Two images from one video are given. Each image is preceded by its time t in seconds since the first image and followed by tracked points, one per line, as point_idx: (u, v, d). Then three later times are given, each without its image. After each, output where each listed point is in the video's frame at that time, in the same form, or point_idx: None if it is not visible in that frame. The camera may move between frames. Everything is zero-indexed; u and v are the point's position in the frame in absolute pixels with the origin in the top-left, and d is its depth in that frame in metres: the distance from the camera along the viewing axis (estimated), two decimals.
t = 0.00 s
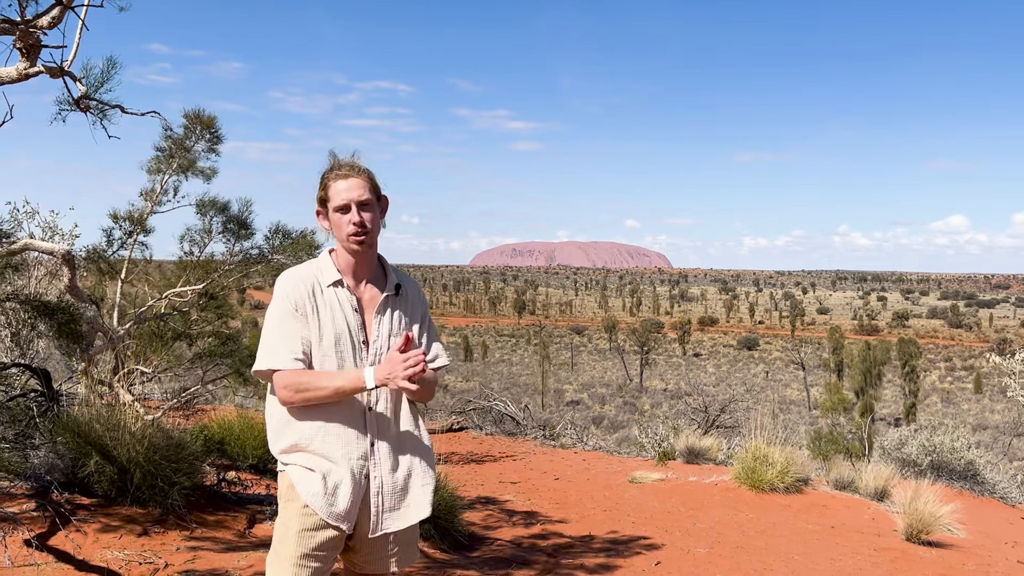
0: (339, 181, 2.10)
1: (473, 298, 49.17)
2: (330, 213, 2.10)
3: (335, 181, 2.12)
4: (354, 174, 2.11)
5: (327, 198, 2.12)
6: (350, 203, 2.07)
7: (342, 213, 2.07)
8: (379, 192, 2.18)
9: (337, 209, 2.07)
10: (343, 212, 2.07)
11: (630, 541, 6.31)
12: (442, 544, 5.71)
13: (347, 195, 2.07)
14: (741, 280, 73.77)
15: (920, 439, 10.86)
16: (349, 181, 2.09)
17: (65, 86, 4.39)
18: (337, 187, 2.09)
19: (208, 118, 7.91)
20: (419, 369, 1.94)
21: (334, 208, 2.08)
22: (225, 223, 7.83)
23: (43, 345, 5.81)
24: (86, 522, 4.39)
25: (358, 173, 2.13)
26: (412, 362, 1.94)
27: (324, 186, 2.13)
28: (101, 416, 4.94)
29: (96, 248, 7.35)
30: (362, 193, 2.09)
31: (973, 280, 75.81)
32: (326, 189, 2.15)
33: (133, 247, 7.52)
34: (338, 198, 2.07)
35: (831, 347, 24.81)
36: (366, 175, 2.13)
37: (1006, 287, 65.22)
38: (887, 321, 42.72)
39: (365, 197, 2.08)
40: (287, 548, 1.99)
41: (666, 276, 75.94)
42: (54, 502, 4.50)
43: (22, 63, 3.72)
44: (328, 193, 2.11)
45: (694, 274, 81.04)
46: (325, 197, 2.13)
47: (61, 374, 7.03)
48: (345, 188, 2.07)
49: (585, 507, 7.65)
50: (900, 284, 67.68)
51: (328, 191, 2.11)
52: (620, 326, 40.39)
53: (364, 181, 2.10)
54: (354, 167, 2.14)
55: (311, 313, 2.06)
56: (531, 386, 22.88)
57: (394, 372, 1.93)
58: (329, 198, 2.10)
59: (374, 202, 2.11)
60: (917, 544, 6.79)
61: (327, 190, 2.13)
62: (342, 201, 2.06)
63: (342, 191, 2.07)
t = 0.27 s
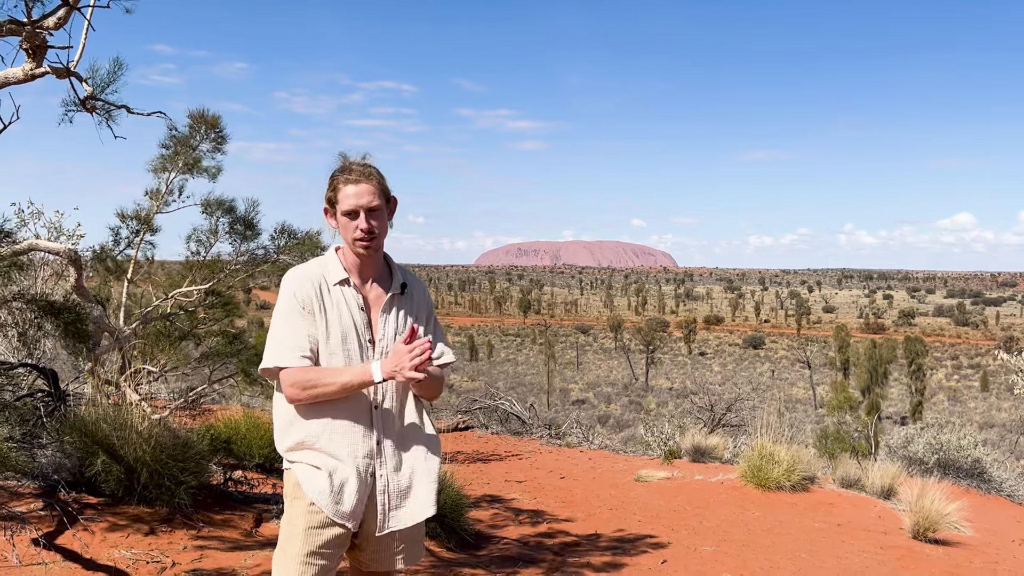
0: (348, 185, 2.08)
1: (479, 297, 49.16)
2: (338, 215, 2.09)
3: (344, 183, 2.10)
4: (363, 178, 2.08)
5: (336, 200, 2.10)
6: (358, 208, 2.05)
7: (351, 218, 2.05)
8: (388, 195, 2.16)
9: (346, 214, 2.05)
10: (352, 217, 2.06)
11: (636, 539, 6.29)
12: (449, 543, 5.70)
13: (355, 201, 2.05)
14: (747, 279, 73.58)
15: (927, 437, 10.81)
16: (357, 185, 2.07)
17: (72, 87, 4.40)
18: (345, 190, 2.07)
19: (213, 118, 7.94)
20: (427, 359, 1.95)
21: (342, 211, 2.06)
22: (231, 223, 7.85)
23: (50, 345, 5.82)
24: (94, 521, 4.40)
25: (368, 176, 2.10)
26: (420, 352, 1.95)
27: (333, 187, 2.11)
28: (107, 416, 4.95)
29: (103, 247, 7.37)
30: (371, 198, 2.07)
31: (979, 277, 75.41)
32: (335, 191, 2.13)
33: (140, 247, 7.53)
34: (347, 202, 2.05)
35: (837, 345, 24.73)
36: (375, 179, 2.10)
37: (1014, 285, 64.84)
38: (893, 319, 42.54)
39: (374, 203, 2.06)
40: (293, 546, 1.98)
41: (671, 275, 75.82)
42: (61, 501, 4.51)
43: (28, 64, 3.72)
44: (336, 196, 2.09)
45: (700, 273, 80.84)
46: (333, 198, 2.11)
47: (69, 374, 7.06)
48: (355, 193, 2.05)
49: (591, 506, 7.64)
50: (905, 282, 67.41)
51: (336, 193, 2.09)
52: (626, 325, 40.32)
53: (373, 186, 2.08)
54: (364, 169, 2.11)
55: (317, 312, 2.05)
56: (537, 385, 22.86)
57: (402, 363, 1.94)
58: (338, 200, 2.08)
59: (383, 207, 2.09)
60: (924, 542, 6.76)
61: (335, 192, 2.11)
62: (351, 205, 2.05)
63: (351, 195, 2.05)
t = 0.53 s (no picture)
0: (360, 185, 2.07)
1: (486, 297, 49.15)
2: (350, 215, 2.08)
3: (356, 184, 2.09)
4: (375, 178, 2.08)
5: (348, 200, 2.09)
6: (370, 207, 2.04)
7: (363, 217, 2.04)
8: (400, 196, 2.15)
9: (358, 214, 2.04)
10: (364, 217, 2.04)
11: (646, 539, 6.26)
12: (458, 543, 5.69)
13: (367, 201, 2.04)
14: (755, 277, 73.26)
15: (937, 436, 10.72)
16: (370, 185, 2.06)
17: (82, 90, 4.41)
18: (358, 190, 2.06)
19: (220, 118, 7.95)
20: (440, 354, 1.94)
21: (354, 211, 2.05)
22: (240, 224, 7.86)
23: (61, 347, 5.85)
24: (105, 522, 4.42)
25: (381, 177, 2.09)
26: (434, 348, 1.94)
27: (345, 188, 2.10)
28: (118, 417, 4.96)
29: (112, 249, 7.40)
30: (383, 199, 2.06)
31: (990, 275, 74.79)
32: (347, 191, 2.12)
33: (149, 248, 7.56)
34: (359, 202, 2.04)
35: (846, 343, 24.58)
36: (387, 179, 2.10)
37: None
38: (902, 317, 42.26)
39: (386, 203, 2.05)
40: (306, 547, 1.97)
41: (679, 274, 75.58)
42: (73, 502, 4.53)
43: (38, 67, 3.73)
44: (348, 196, 2.08)
45: (708, 272, 80.56)
46: (345, 199, 2.10)
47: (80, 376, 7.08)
48: (367, 193, 2.04)
49: (601, 506, 7.61)
50: (915, 280, 66.96)
51: (349, 193, 2.08)
52: (633, 324, 40.20)
53: (385, 187, 2.07)
54: (377, 170, 2.10)
55: (329, 311, 2.04)
56: (545, 385, 22.82)
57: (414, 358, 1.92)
58: (350, 200, 2.07)
59: (395, 207, 2.08)
60: (936, 541, 6.70)
61: (348, 192, 2.10)
62: (363, 205, 2.04)
63: (363, 195, 2.04)
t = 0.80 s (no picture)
0: (373, 182, 2.06)
1: (497, 296, 49.15)
2: (362, 212, 2.06)
3: (369, 181, 2.08)
4: (388, 175, 2.06)
5: (360, 197, 2.07)
6: (383, 204, 2.02)
7: (376, 214, 2.03)
8: (412, 195, 2.13)
9: (372, 210, 2.02)
10: (376, 213, 2.03)
11: (658, 540, 6.22)
12: (470, 543, 5.68)
13: (380, 197, 2.03)
14: (766, 275, 72.83)
15: (951, 435, 10.60)
16: (383, 182, 2.05)
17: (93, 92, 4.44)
18: (371, 187, 2.04)
19: (232, 120, 7.98)
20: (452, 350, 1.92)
21: (367, 208, 2.04)
22: (251, 225, 7.89)
23: (74, 349, 5.88)
24: (119, 522, 4.44)
25: (393, 174, 2.08)
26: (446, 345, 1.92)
27: (358, 185, 2.09)
28: (131, 418, 4.98)
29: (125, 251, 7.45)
30: (396, 196, 2.04)
31: (1004, 272, 73.95)
32: (359, 189, 2.10)
33: (162, 250, 7.60)
34: (372, 199, 2.02)
35: (858, 341, 24.39)
36: (400, 177, 2.08)
37: None
38: (915, 315, 41.87)
39: (399, 200, 2.04)
40: (319, 549, 1.96)
41: (690, 273, 75.26)
42: (87, 503, 4.55)
43: (50, 70, 3.75)
44: (361, 194, 2.06)
45: (719, 270, 80.17)
46: (358, 196, 2.09)
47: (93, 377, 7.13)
48: (380, 189, 2.03)
49: (612, 506, 7.58)
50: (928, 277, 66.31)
51: (361, 191, 2.07)
52: (644, 323, 40.06)
53: (398, 184, 2.06)
54: (389, 167, 2.09)
55: (341, 311, 2.03)
56: (555, 384, 22.78)
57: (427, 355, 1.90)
58: (363, 198, 2.05)
59: (408, 205, 2.07)
60: (950, 541, 6.61)
61: (360, 190, 2.09)
62: (376, 201, 2.02)
63: (376, 192, 2.03)
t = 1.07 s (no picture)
0: (388, 179, 2.05)
1: (508, 296, 49.12)
2: (377, 209, 2.05)
3: (384, 178, 2.07)
4: (403, 172, 2.06)
5: (375, 194, 2.07)
6: (399, 200, 2.02)
7: (391, 210, 2.02)
8: (426, 193, 2.13)
9: (387, 206, 2.01)
10: (392, 209, 2.02)
11: (670, 539, 6.18)
12: (482, 542, 5.67)
13: (396, 193, 2.02)
14: (779, 273, 72.34)
15: (966, 433, 10.48)
16: (398, 179, 2.04)
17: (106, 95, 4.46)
18: (386, 184, 2.04)
19: (245, 122, 7.99)
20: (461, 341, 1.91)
21: (382, 204, 2.03)
22: (263, 226, 7.91)
23: (88, 349, 5.92)
24: (133, 522, 4.46)
25: (408, 172, 2.08)
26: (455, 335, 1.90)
27: (373, 182, 2.08)
28: (145, 419, 5.01)
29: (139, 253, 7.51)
30: (411, 192, 2.04)
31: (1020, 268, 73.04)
32: (374, 186, 2.10)
33: (175, 251, 7.64)
34: (387, 194, 2.02)
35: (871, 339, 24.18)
36: (415, 175, 2.08)
37: None
38: (929, 313, 41.44)
39: (414, 196, 2.03)
40: (333, 548, 1.95)
41: (701, 271, 74.89)
42: (103, 503, 4.58)
43: (63, 73, 3.77)
44: (376, 191, 2.06)
45: (731, 268, 79.73)
46: (373, 193, 2.08)
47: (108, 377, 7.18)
48: (396, 185, 2.03)
49: (624, 505, 7.54)
50: (943, 274, 65.63)
51: (376, 188, 2.06)
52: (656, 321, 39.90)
53: (413, 181, 2.06)
54: (404, 165, 2.09)
55: (353, 309, 2.02)
56: (567, 383, 22.72)
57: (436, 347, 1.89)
58: (378, 194, 2.05)
59: (423, 201, 2.06)
60: (966, 541, 6.52)
61: (375, 187, 2.08)
62: (391, 197, 2.01)
63: (391, 187, 2.02)
